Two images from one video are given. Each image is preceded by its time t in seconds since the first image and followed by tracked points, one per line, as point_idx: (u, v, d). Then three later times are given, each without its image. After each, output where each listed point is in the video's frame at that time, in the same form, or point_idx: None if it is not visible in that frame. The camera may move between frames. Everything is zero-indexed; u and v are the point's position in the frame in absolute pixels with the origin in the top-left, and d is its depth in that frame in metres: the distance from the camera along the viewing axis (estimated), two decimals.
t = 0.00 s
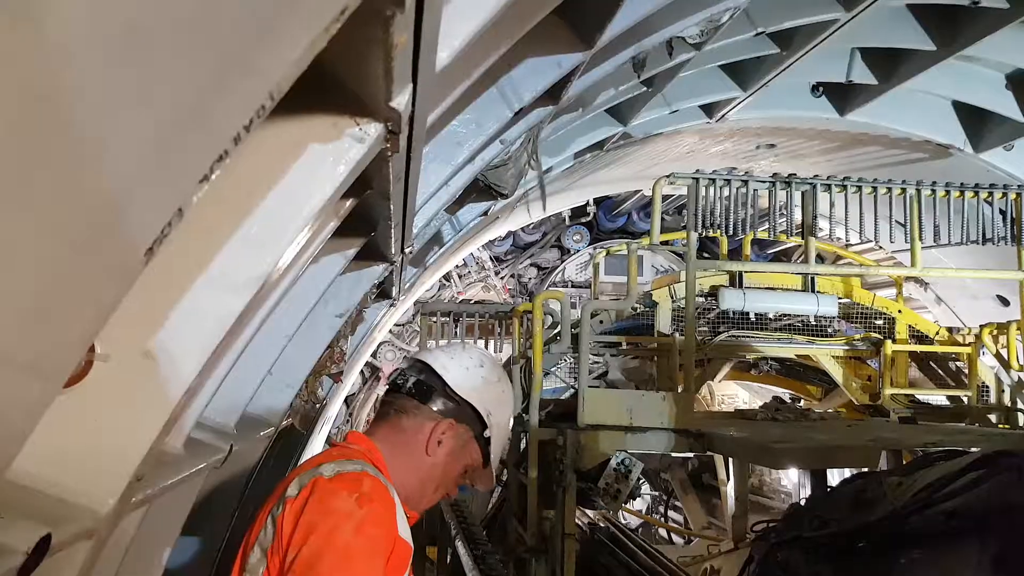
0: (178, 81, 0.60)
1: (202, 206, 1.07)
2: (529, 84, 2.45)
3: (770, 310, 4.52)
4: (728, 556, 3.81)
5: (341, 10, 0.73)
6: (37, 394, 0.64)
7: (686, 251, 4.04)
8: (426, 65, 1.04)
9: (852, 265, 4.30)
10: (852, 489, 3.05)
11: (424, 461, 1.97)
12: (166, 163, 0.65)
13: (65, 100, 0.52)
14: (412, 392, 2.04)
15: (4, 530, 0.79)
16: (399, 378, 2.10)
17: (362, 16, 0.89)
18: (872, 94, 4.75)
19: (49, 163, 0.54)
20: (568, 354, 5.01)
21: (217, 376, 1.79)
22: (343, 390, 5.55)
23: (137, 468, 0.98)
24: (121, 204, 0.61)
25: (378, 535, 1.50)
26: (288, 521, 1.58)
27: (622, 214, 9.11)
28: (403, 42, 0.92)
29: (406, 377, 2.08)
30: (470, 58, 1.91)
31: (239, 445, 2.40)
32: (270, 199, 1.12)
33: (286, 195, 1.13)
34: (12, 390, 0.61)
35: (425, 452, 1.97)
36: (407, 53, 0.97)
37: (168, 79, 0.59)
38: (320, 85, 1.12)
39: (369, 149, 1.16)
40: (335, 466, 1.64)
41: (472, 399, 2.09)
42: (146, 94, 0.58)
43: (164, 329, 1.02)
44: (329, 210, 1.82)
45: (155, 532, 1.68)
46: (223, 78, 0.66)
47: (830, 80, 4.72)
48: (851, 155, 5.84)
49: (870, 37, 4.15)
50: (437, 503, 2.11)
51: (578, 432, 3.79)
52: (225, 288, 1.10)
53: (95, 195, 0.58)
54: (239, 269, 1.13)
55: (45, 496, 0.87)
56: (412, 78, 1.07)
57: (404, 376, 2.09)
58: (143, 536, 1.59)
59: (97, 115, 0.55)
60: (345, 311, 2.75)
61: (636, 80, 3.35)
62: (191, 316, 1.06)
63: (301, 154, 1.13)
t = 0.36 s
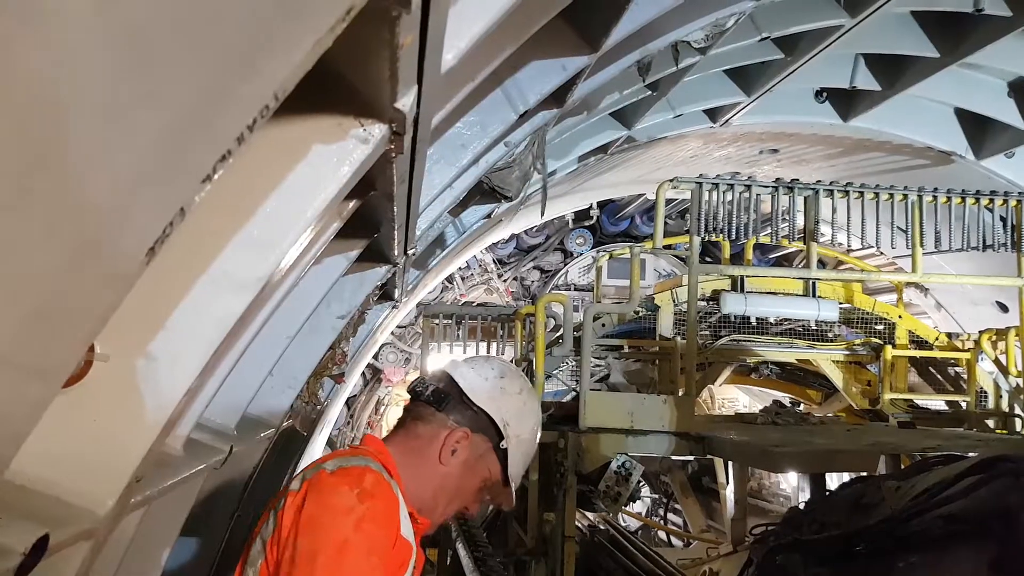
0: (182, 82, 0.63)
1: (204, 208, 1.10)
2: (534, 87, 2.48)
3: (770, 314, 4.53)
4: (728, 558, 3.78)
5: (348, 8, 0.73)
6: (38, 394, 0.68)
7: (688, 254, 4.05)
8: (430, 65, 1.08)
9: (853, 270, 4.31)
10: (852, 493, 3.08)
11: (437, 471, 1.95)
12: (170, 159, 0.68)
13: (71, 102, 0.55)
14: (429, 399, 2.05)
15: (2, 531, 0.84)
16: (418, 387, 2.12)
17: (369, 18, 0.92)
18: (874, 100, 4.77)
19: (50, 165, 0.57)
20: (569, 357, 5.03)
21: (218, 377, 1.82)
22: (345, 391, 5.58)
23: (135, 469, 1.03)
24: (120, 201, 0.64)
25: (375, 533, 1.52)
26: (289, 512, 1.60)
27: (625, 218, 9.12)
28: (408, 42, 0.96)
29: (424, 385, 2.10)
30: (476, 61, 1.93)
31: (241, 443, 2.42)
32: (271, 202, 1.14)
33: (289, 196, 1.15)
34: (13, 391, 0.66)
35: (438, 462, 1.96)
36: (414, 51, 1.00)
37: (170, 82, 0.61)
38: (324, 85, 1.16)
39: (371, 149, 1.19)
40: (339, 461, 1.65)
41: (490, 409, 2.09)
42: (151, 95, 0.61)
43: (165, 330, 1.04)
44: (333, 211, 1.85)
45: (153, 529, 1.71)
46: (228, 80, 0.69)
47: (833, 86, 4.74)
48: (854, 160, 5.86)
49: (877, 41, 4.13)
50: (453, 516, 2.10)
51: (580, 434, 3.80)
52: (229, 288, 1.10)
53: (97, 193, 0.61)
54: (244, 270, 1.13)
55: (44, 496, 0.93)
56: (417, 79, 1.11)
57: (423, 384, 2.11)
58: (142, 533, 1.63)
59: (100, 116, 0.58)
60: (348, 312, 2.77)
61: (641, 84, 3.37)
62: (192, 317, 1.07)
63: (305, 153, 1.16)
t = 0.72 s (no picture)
0: (173, 83, 0.64)
1: (189, 203, 1.09)
2: (522, 86, 2.48)
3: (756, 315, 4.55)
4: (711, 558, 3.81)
5: (333, 7, 0.76)
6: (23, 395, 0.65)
7: (675, 255, 4.06)
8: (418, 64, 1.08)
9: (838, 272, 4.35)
10: (837, 493, 3.09)
11: (438, 485, 1.94)
12: (153, 158, 0.68)
13: (66, 99, 0.56)
14: (435, 408, 2.03)
15: None
16: (428, 393, 2.09)
17: (358, 16, 0.93)
18: (861, 103, 4.80)
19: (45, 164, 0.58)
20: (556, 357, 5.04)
21: (201, 375, 1.81)
22: (331, 391, 5.55)
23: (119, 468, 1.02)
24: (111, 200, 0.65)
25: None
26: (310, 561, 1.47)
27: (612, 219, 9.14)
28: (396, 40, 0.96)
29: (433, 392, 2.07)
30: (464, 59, 1.93)
31: (224, 443, 2.40)
32: (255, 201, 1.13)
33: (274, 193, 1.14)
34: None
35: (439, 476, 1.94)
36: (402, 49, 1.00)
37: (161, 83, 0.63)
38: (310, 82, 1.17)
39: (357, 148, 1.20)
40: (362, 501, 1.55)
41: (498, 424, 2.05)
42: (140, 96, 0.62)
43: (149, 328, 1.05)
44: (318, 210, 1.85)
45: (136, 529, 1.70)
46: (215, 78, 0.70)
47: (820, 89, 4.77)
48: (840, 163, 5.91)
49: (863, 45, 4.17)
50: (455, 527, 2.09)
51: (566, 435, 3.85)
52: (213, 286, 1.11)
53: (87, 189, 0.62)
54: (229, 268, 1.12)
55: (25, 495, 0.92)
56: (404, 77, 1.11)
57: (432, 389, 2.09)
58: (126, 532, 1.61)
59: (93, 114, 0.59)
60: (333, 312, 2.76)
61: (629, 85, 3.38)
62: (177, 316, 1.08)
63: (291, 151, 1.16)
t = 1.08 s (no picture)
0: (156, 75, 0.66)
1: (171, 199, 1.09)
2: (509, 85, 2.47)
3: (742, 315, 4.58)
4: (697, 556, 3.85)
5: (316, 6, 0.76)
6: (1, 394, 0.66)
7: (661, 256, 4.08)
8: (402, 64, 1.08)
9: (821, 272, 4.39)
10: (820, 492, 3.11)
11: (436, 500, 1.91)
12: (141, 156, 0.70)
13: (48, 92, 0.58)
14: (439, 420, 2.02)
15: None
16: (433, 404, 2.09)
17: (342, 13, 0.92)
18: (846, 105, 4.83)
19: (34, 164, 0.59)
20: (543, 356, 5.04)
21: (184, 373, 1.80)
22: (317, 390, 5.53)
23: (100, 468, 1.02)
24: (96, 195, 0.66)
25: None
26: None
27: (599, 219, 9.16)
28: (380, 37, 0.96)
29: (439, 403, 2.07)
30: (451, 58, 1.93)
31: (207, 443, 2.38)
32: (239, 197, 1.13)
33: (257, 190, 1.14)
34: None
35: (437, 492, 1.91)
36: (387, 47, 1.00)
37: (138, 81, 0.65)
38: (298, 77, 1.15)
39: (342, 146, 1.19)
40: (356, 520, 1.54)
41: (501, 444, 2.02)
42: (121, 88, 0.64)
43: (131, 326, 1.04)
44: (303, 208, 1.84)
45: (119, 527, 1.69)
46: (195, 77, 0.71)
47: (806, 91, 4.81)
48: (825, 165, 5.95)
49: (848, 48, 4.21)
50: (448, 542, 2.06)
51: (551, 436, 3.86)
52: (196, 284, 1.10)
53: (69, 184, 0.63)
54: (211, 266, 1.12)
55: (6, 495, 0.92)
56: (390, 75, 1.10)
57: (437, 399, 2.09)
58: (108, 530, 1.60)
59: (71, 107, 0.60)
60: (318, 310, 2.77)
61: (616, 86, 3.38)
62: (159, 313, 1.07)
63: (274, 150, 1.15)
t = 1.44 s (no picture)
0: (137, 74, 0.69)
1: (153, 197, 1.09)
2: (494, 84, 2.48)
3: (725, 313, 4.59)
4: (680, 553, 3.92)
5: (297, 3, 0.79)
6: None
7: (646, 254, 4.09)
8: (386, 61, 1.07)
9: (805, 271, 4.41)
10: (803, 490, 3.14)
11: (414, 498, 1.90)
12: (123, 148, 0.75)
13: (28, 90, 0.60)
14: (416, 417, 2.02)
15: None
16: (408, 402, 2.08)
17: (325, 11, 0.92)
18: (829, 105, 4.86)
19: (23, 164, 0.64)
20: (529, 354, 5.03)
21: (166, 372, 1.79)
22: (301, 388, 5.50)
23: (80, 467, 1.02)
24: (78, 184, 0.72)
25: None
26: None
27: (585, 218, 9.17)
28: (363, 34, 0.95)
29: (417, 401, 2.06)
30: (435, 56, 1.93)
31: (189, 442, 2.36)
32: (220, 195, 1.13)
33: (238, 189, 1.14)
34: None
35: (415, 489, 1.90)
36: (370, 45, 1.00)
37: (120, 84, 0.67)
38: (279, 70, 1.11)
39: (325, 143, 1.17)
40: (342, 537, 1.54)
41: (479, 442, 2.02)
42: (105, 87, 0.67)
43: (111, 323, 1.05)
44: (285, 205, 1.83)
45: (102, 527, 1.68)
46: (178, 75, 0.75)
47: (789, 91, 4.84)
48: (808, 165, 5.99)
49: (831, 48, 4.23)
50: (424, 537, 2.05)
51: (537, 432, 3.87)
52: (177, 283, 1.11)
53: (54, 175, 0.68)
54: (193, 264, 1.12)
55: None
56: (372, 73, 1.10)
57: (413, 397, 2.09)
58: (90, 530, 1.60)
59: (53, 106, 0.63)
60: (302, 308, 2.76)
61: (601, 85, 3.39)
62: (139, 310, 1.08)
63: (255, 148, 1.14)
